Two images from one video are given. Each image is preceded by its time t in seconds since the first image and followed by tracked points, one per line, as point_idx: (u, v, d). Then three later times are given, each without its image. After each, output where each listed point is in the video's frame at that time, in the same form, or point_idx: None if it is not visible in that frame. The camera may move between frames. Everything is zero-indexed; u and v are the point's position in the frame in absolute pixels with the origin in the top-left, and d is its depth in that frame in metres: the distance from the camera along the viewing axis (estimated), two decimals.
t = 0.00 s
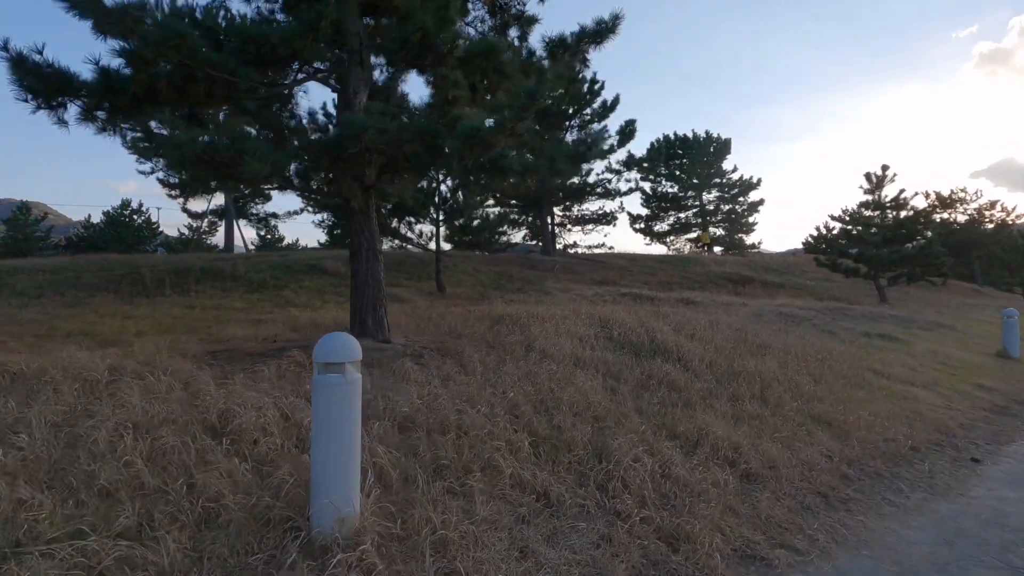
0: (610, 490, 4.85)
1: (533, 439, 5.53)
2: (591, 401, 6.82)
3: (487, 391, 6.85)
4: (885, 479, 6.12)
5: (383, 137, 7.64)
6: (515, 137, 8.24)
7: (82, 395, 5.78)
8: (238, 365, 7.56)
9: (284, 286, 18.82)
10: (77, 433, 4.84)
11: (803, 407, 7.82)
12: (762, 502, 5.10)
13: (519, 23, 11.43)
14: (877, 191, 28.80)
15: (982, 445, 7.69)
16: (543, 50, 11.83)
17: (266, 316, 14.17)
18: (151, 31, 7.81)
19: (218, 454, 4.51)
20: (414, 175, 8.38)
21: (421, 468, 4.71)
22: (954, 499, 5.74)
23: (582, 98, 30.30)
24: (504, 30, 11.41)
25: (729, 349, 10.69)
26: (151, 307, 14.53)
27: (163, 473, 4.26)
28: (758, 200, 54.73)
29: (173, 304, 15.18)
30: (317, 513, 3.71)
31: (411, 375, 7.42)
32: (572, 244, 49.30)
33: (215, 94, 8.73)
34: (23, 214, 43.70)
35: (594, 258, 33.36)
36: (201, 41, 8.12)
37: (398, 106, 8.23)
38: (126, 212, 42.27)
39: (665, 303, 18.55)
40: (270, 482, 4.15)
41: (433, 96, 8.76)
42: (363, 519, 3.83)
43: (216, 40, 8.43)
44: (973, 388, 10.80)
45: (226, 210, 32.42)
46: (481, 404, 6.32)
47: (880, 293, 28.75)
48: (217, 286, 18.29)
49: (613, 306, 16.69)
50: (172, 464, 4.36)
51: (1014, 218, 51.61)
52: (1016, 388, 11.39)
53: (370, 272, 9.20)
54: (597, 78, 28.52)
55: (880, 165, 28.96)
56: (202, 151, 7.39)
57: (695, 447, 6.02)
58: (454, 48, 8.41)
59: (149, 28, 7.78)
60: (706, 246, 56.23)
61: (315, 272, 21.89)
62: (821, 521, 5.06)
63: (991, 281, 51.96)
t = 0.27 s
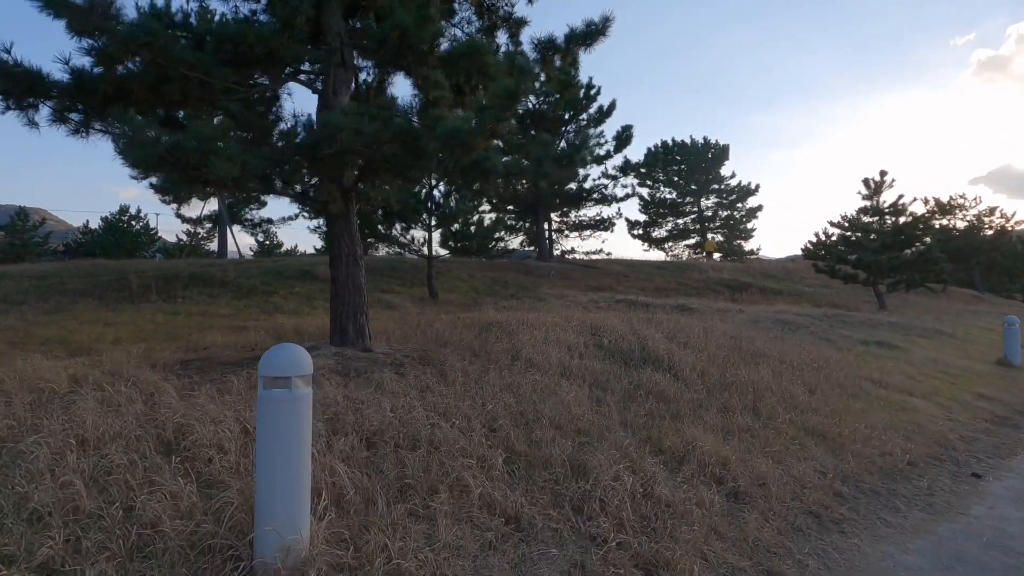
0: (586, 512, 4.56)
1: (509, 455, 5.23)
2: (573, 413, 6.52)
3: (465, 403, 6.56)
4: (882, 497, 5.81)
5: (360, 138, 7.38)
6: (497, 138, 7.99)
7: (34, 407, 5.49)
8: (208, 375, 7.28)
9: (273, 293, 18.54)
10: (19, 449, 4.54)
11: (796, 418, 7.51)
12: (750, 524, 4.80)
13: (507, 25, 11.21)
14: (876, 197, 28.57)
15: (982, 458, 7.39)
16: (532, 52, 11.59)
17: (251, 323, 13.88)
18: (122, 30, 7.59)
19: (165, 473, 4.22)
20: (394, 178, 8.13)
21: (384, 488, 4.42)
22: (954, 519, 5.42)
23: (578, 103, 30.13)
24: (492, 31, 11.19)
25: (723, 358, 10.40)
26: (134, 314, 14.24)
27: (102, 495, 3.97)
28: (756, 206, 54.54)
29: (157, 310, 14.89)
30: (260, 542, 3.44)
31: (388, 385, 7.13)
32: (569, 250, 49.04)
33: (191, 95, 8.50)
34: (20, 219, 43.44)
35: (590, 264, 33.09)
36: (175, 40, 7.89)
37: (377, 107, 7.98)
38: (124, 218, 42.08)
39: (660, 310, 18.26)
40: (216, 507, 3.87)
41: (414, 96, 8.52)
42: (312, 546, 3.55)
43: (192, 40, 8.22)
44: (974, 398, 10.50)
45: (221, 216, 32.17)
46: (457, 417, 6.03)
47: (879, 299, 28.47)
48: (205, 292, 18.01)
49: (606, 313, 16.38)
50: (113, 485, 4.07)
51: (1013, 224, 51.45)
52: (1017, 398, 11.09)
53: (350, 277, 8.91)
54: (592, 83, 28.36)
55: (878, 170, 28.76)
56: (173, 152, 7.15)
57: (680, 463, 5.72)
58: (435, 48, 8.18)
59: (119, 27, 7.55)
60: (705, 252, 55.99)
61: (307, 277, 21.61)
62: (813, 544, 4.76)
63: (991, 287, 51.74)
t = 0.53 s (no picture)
0: (557, 537, 4.25)
1: (478, 473, 4.91)
2: (552, 424, 6.19)
3: (439, 414, 6.22)
4: (877, 514, 5.49)
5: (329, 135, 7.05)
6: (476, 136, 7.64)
7: None
8: (169, 384, 6.93)
9: (259, 296, 18.19)
10: None
11: (788, 429, 7.19)
12: (735, 546, 4.48)
13: (493, 22, 10.90)
14: (871, 200, 28.35)
15: (982, 471, 7.08)
16: (518, 50, 11.27)
17: (232, 328, 13.50)
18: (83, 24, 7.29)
19: (99, 494, 3.90)
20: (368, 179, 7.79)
21: (339, 511, 4.10)
22: (955, 541, 5.09)
23: (572, 105, 29.87)
24: (477, 29, 10.88)
25: (714, 364, 10.08)
26: (112, 319, 13.86)
27: (25, 520, 3.65)
28: (752, 209, 54.37)
29: (136, 315, 14.52)
30: None
31: (360, 395, 6.79)
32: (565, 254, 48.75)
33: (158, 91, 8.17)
34: (13, 222, 43.03)
35: (585, 267, 32.79)
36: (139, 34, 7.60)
37: (351, 103, 7.66)
38: (118, 220, 41.65)
39: (653, 314, 17.96)
40: (145, 537, 3.56)
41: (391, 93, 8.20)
42: None
43: (158, 34, 7.92)
44: (972, 406, 10.20)
45: (211, 219, 31.78)
46: (428, 430, 5.70)
47: (874, 303, 28.24)
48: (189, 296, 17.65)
49: (597, 317, 16.08)
50: (37, 508, 3.74)
51: (1009, 228, 51.41)
52: (1016, 405, 10.80)
53: (325, 281, 8.58)
54: (586, 84, 28.11)
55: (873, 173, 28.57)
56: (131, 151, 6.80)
57: (663, 480, 5.40)
58: (410, 42, 7.86)
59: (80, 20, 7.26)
60: (701, 256, 55.79)
61: (294, 281, 21.25)
62: (803, 569, 4.44)
63: (986, 291, 51.66)
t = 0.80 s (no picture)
0: (519, 562, 3.87)
1: (439, 488, 4.53)
2: (526, 433, 5.81)
3: (406, 422, 5.83)
4: (869, 529, 5.13)
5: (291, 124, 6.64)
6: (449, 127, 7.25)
7: None
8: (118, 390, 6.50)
9: (238, 296, 17.72)
10: None
11: (776, 436, 6.84)
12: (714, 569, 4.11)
13: (474, 13, 10.51)
14: (863, 199, 28.15)
15: (978, 479, 6.75)
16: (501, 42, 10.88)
17: (205, 329, 13.03)
18: (28, 6, 6.85)
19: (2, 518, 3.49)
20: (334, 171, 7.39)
21: (275, 536, 3.69)
22: (952, 558, 4.74)
23: (562, 103, 29.52)
24: (458, 19, 10.48)
25: (701, 366, 9.74)
26: (81, 320, 13.37)
27: None
28: (744, 208, 54.23)
29: (107, 316, 14.02)
30: None
31: (323, 401, 6.38)
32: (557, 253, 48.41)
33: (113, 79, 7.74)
34: None
35: (576, 267, 32.44)
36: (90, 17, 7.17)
37: (316, 91, 7.26)
38: (105, 219, 41.02)
39: (643, 314, 17.62)
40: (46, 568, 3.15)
41: (360, 82, 7.81)
42: None
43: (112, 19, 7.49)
44: (967, 409, 9.89)
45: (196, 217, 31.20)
46: (390, 441, 5.30)
47: (867, 303, 28.04)
48: (166, 296, 17.16)
49: (585, 317, 15.73)
50: None
51: (1000, 227, 51.48)
52: (1011, 408, 10.52)
53: (293, 280, 8.17)
54: (576, 82, 27.78)
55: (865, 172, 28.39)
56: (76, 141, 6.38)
57: (642, 493, 5.03)
58: (380, 28, 7.46)
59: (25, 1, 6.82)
60: (694, 255, 55.60)
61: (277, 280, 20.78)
62: None
63: (977, 290, 51.78)
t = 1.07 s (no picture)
0: None
1: (390, 508, 4.23)
2: (492, 444, 5.52)
3: (365, 434, 5.50)
4: (850, 546, 4.88)
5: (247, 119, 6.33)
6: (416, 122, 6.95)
7: None
8: (63, 399, 6.16)
9: (216, 297, 17.31)
10: None
11: (755, 444, 6.59)
12: None
13: (450, 6, 10.18)
14: (851, 199, 28.08)
15: (962, 488, 6.54)
16: (478, 36, 10.56)
17: (177, 332, 12.63)
18: None
19: None
20: (296, 168, 7.08)
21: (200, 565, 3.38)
22: None
23: (550, 101, 29.25)
24: (433, 12, 10.16)
25: (683, 370, 9.47)
26: (47, 323, 12.94)
27: None
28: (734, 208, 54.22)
29: (76, 318, 13.60)
30: None
31: (281, 412, 6.05)
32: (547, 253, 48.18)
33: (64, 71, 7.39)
34: None
35: (564, 267, 32.20)
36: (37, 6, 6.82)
37: (276, 85, 6.94)
38: (89, 219, 40.42)
39: (628, 316, 17.37)
40: None
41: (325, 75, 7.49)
42: None
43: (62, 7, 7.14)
44: (952, 412, 9.71)
45: (178, 217, 30.67)
46: (345, 455, 5.00)
47: (855, 303, 27.96)
48: (140, 297, 16.72)
49: (569, 319, 15.46)
50: None
51: (987, 228, 51.75)
52: (996, 411, 10.36)
53: (257, 282, 7.82)
54: (564, 80, 27.51)
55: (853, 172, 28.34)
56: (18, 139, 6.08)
57: (610, 510, 4.75)
58: (343, 18, 7.15)
59: None
60: (684, 255, 55.56)
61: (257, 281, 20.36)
62: None
63: (965, 290, 52.02)
